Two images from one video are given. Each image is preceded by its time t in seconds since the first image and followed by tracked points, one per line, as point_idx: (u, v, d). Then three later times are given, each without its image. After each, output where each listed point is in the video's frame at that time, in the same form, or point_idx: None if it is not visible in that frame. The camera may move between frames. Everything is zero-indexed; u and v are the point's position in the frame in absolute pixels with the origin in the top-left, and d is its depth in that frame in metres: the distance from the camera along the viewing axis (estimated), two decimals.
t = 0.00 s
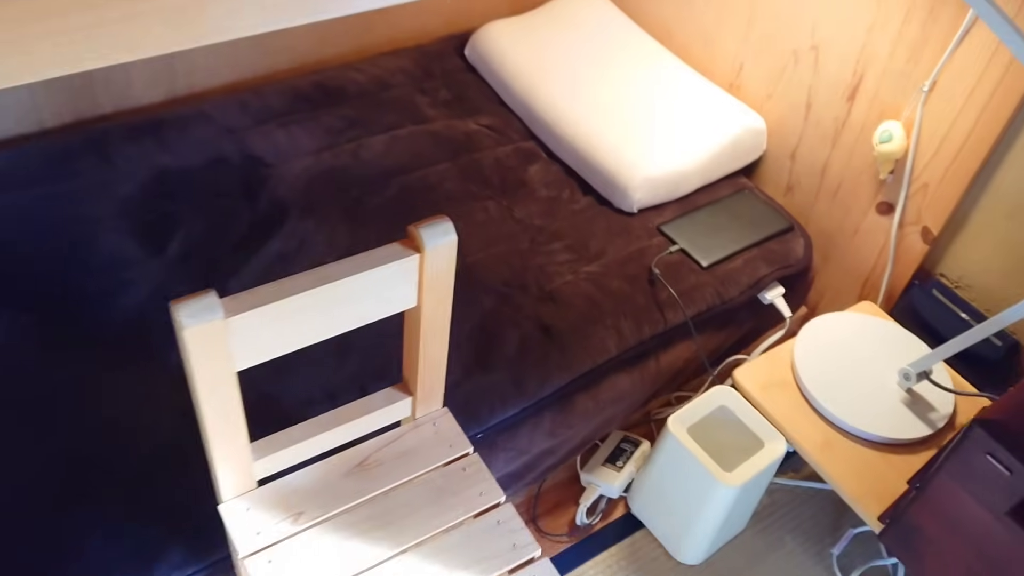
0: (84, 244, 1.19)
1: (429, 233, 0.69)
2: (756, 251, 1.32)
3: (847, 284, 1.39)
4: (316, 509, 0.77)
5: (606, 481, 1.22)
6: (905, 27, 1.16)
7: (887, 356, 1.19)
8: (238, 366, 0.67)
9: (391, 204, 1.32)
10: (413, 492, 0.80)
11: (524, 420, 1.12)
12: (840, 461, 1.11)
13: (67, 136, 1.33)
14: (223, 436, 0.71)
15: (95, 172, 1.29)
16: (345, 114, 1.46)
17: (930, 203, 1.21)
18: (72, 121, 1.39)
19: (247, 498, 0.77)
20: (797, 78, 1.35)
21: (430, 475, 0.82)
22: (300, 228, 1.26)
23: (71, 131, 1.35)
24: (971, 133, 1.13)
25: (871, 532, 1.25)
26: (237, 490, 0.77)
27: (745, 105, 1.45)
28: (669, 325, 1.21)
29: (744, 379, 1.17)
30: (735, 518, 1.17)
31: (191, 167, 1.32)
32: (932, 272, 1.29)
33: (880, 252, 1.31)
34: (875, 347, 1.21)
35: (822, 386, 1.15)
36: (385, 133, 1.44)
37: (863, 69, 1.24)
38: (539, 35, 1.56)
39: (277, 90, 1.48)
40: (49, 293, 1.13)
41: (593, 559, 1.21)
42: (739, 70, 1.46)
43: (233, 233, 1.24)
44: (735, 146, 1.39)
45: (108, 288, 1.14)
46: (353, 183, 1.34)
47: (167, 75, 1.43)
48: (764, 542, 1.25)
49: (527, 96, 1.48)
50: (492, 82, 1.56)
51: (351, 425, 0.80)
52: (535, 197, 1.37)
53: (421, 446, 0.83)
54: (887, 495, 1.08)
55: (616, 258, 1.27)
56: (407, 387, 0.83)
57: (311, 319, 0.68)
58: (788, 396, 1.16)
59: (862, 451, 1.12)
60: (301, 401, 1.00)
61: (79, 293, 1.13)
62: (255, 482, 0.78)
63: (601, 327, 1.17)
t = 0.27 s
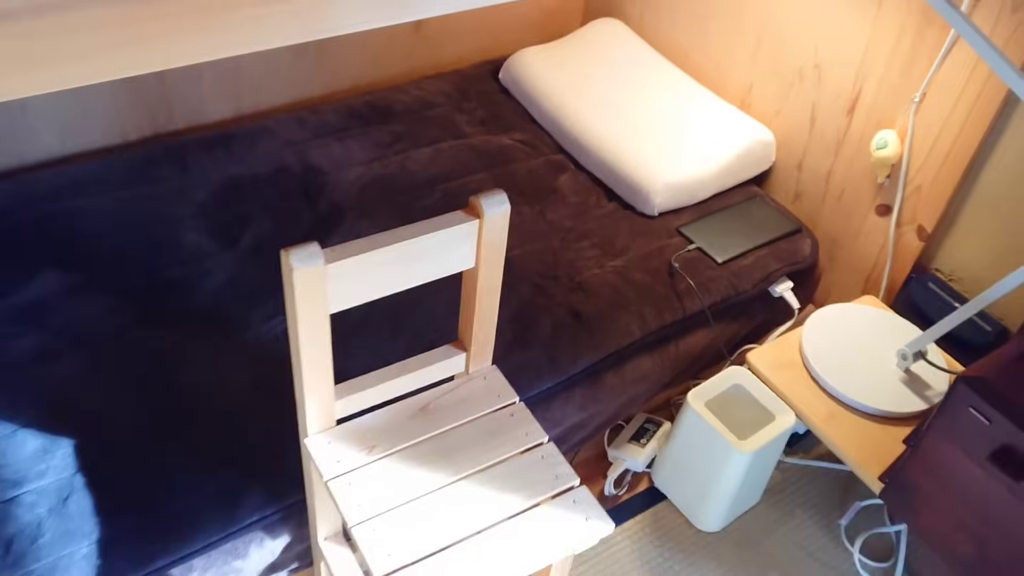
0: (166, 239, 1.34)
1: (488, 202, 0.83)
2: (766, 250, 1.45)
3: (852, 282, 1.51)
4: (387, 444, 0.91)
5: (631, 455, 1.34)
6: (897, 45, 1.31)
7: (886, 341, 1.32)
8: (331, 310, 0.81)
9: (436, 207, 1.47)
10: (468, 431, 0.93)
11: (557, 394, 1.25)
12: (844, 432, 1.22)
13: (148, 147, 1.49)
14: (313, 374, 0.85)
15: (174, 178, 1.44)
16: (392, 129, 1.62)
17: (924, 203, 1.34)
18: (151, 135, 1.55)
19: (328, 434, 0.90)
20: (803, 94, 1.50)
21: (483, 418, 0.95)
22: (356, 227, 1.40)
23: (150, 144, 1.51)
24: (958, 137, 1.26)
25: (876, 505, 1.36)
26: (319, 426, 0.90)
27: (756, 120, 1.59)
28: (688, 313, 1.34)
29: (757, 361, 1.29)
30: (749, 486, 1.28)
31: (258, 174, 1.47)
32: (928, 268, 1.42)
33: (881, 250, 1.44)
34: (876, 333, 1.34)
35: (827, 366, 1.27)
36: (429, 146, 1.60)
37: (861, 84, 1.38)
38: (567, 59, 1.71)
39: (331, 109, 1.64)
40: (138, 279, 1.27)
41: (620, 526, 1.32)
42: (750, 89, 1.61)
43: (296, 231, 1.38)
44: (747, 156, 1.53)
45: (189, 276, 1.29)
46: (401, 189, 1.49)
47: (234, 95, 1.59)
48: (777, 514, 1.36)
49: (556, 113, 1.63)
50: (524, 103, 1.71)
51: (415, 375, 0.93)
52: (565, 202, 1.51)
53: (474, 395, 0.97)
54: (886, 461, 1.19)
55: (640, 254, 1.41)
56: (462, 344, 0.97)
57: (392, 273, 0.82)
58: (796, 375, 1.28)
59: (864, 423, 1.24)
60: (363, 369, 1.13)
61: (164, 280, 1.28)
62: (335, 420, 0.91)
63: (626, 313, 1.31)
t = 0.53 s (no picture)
0: (211, 197, 1.44)
1: (527, 133, 0.94)
2: (766, 194, 1.57)
3: (845, 224, 1.63)
4: (438, 356, 1.02)
5: (647, 385, 1.47)
6: None
7: (878, 272, 1.44)
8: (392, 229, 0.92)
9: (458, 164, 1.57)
10: (510, 344, 1.04)
11: (578, 326, 1.37)
12: (843, 352, 1.34)
13: (185, 116, 1.59)
14: (376, 290, 0.95)
15: (213, 143, 1.54)
16: (412, 95, 1.72)
17: (910, 144, 1.46)
18: (186, 105, 1.65)
19: (386, 348, 1.01)
20: (796, 50, 1.61)
21: (521, 333, 1.06)
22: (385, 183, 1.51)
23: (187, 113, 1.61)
24: (940, 81, 1.38)
25: (873, 425, 1.48)
26: (375, 340, 1.01)
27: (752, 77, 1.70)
28: (696, 252, 1.45)
29: (761, 292, 1.41)
30: (756, 407, 1.40)
31: (290, 138, 1.58)
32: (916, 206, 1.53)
33: (872, 192, 1.56)
34: (868, 265, 1.45)
35: (825, 295, 1.39)
36: (448, 110, 1.70)
37: (850, 37, 1.49)
38: (573, 26, 1.82)
39: (353, 78, 1.74)
40: (189, 233, 1.38)
41: (639, 448, 1.44)
42: (746, 48, 1.72)
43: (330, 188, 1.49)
44: (745, 110, 1.64)
45: (236, 230, 1.39)
46: (424, 149, 1.60)
47: (262, 66, 1.69)
48: (783, 435, 1.47)
49: (566, 76, 1.73)
50: (534, 68, 1.82)
51: (460, 294, 1.04)
52: (577, 156, 1.62)
53: (512, 313, 1.08)
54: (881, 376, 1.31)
55: (649, 201, 1.52)
56: (500, 268, 1.08)
57: (444, 196, 0.93)
58: (797, 304, 1.40)
59: (861, 344, 1.35)
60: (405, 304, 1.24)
61: (212, 233, 1.38)
62: (391, 336, 1.02)
63: (639, 252, 1.42)
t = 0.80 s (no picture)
0: (272, 144, 1.53)
1: (589, 60, 1.03)
2: (792, 136, 1.66)
3: (868, 164, 1.71)
4: (505, 270, 1.11)
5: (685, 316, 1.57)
6: None
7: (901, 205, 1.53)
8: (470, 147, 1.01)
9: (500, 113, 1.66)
10: (570, 259, 1.14)
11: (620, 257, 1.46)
12: (870, 278, 1.43)
13: (240, 71, 1.68)
14: (452, 206, 1.04)
15: (268, 96, 1.63)
16: (451, 51, 1.80)
17: (930, 84, 1.54)
18: (239, 63, 1.73)
19: (457, 263, 1.11)
20: None
21: (580, 250, 1.15)
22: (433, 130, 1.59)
23: (241, 69, 1.70)
24: (959, 22, 1.45)
25: (898, 350, 1.57)
26: (449, 256, 1.10)
27: (776, 27, 1.78)
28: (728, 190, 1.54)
29: (791, 225, 1.50)
30: (789, 331, 1.48)
31: (340, 91, 1.66)
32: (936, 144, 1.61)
33: (893, 132, 1.64)
34: (892, 199, 1.54)
35: (852, 226, 1.48)
36: (487, 64, 1.78)
37: None
38: None
39: (395, 36, 1.82)
40: (254, 177, 1.47)
41: (678, 374, 1.53)
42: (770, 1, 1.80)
43: (383, 135, 1.58)
44: (770, 59, 1.72)
45: (297, 173, 1.48)
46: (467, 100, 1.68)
47: (309, 24, 1.77)
48: (813, 361, 1.57)
49: (598, 30, 1.82)
50: (566, 24, 1.90)
51: (525, 214, 1.14)
52: (612, 105, 1.71)
53: (570, 233, 1.17)
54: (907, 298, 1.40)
55: (683, 144, 1.61)
56: (558, 193, 1.18)
57: (516, 117, 1.02)
58: (826, 235, 1.49)
59: (887, 270, 1.44)
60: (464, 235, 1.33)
61: (276, 177, 1.47)
62: (462, 253, 1.12)
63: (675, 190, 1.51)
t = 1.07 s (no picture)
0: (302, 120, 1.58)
1: (619, 26, 1.09)
2: (804, 107, 1.71)
3: (877, 133, 1.77)
4: (539, 229, 1.17)
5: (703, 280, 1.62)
6: None
7: (909, 171, 1.58)
8: (507, 110, 1.07)
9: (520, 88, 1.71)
10: (600, 218, 1.19)
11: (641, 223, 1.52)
12: (882, 239, 1.49)
13: (267, 52, 1.73)
14: (490, 167, 1.10)
15: (296, 75, 1.68)
16: (471, 30, 1.85)
17: (937, 53, 1.59)
18: (264, 43, 1.78)
19: (493, 224, 1.17)
20: None
21: (609, 210, 1.21)
22: (457, 105, 1.65)
23: (268, 49, 1.75)
24: None
25: (909, 311, 1.63)
26: (485, 216, 1.16)
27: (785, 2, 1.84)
28: (743, 159, 1.60)
29: (805, 191, 1.56)
30: (805, 293, 1.54)
31: (365, 68, 1.71)
32: (943, 112, 1.67)
33: (901, 101, 1.69)
34: (901, 165, 1.60)
35: (864, 190, 1.54)
36: (505, 42, 1.83)
37: None
38: None
39: (415, 16, 1.87)
40: (287, 151, 1.52)
41: (698, 336, 1.59)
42: None
43: (408, 111, 1.63)
44: (780, 32, 1.78)
45: (329, 147, 1.53)
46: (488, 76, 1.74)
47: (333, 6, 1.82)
48: (827, 323, 1.62)
49: (612, 8, 1.87)
50: (580, 3, 1.95)
51: (557, 176, 1.20)
52: (628, 79, 1.76)
53: (599, 194, 1.23)
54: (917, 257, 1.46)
55: (698, 115, 1.66)
56: (586, 156, 1.23)
57: (550, 81, 1.08)
58: (838, 200, 1.55)
59: (899, 232, 1.50)
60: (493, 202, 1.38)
61: (308, 151, 1.53)
62: (497, 213, 1.17)
63: (693, 160, 1.57)
